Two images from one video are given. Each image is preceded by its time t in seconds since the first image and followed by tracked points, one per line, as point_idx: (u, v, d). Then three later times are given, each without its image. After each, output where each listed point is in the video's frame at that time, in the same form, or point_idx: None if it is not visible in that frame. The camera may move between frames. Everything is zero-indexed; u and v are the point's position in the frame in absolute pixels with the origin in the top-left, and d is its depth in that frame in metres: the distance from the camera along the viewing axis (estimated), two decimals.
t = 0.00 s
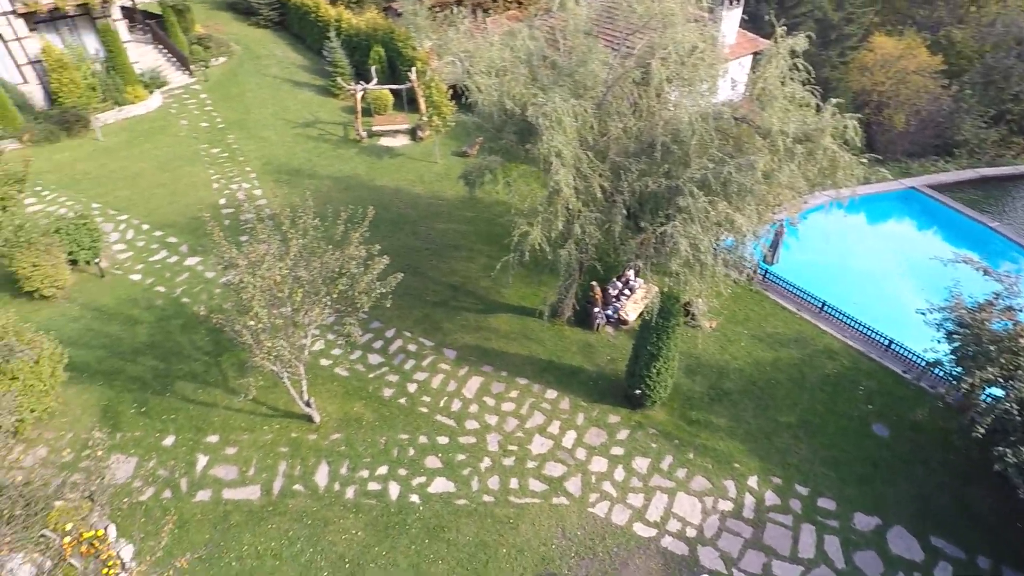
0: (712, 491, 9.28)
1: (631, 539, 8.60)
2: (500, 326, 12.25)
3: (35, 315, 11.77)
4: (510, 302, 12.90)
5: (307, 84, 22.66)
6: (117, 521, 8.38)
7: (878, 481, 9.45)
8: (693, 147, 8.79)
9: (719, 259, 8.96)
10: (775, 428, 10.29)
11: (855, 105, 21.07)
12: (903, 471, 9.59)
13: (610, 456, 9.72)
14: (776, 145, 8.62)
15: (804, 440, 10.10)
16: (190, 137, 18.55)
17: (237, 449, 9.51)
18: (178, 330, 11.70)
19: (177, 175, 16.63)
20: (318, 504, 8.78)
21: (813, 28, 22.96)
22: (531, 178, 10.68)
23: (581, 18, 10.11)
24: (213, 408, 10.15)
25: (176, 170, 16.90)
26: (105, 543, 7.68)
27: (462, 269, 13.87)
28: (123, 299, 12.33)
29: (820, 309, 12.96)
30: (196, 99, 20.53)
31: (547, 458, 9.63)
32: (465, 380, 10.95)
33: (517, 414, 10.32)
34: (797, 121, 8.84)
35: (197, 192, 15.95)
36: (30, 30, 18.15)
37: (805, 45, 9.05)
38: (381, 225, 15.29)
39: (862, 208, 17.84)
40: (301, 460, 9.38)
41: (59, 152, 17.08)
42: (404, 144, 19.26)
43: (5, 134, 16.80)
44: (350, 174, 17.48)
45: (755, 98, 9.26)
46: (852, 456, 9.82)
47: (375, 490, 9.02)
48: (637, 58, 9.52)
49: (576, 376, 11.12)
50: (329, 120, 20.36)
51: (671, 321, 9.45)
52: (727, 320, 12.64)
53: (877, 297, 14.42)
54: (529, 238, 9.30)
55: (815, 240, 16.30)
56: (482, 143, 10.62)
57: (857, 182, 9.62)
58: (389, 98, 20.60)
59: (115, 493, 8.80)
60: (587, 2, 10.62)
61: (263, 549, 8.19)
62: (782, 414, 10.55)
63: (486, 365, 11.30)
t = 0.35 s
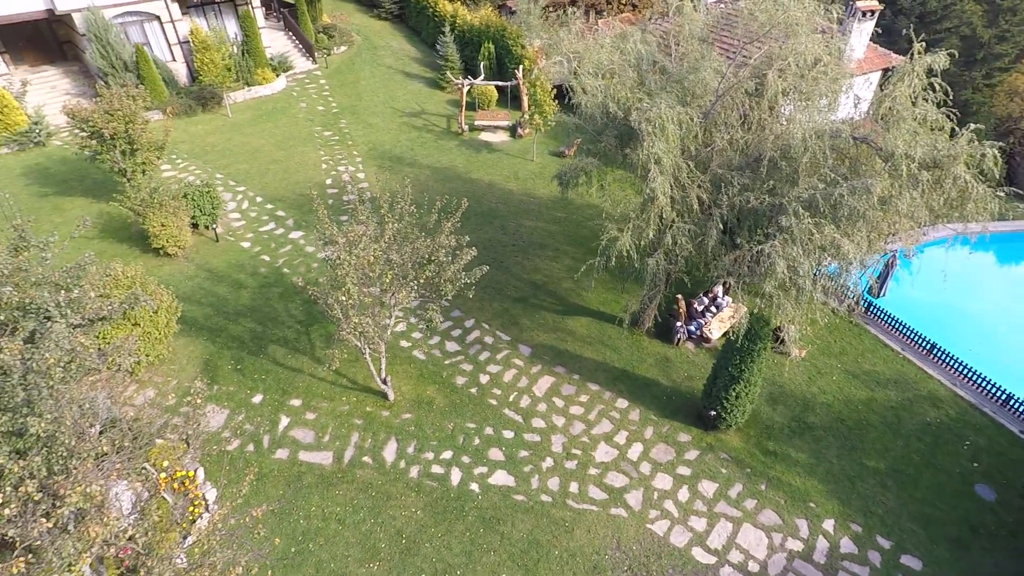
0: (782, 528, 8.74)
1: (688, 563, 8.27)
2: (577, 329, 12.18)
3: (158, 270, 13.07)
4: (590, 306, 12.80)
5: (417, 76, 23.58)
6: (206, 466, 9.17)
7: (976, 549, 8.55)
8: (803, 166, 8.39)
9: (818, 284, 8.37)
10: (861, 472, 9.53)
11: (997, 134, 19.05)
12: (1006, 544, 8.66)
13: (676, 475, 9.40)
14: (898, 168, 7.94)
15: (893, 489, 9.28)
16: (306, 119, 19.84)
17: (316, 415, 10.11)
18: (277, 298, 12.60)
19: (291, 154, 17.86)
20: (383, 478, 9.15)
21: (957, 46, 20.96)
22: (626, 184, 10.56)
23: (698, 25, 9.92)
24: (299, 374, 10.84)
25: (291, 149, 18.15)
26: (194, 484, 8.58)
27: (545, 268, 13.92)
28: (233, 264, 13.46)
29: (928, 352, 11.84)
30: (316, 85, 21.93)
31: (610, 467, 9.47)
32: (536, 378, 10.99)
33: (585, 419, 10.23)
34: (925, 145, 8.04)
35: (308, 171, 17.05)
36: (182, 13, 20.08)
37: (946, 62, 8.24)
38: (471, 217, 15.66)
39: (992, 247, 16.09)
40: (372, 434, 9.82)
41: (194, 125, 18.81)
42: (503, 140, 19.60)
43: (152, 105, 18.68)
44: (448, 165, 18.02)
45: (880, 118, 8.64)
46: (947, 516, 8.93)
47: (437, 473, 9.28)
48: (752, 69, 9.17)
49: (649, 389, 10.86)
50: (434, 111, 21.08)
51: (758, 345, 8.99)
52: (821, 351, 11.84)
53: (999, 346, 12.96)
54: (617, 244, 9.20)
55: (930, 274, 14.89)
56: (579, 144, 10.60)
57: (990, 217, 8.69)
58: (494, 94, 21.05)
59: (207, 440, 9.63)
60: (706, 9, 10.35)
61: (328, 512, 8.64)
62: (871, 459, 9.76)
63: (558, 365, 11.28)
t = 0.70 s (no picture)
0: (789, 531, 8.66)
1: (694, 564, 8.21)
2: (584, 327, 12.14)
3: (169, 265, 13.17)
4: (598, 305, 12.75)
5: (428, 74, 23.60)
6: (213, 460, 9.23)
7: (986, 555, 8.42)
8: (815, 165, 8.29)
9: (828, 285, 8.31)
10: (870, 476, 9.41)
11: (1015, 135, 18.76)
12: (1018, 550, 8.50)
13: (682, 475, 9.34)
14: (911, 168, 7.82)
15: (903, 493, 9.16)
16: (317, 116, 19.92)
17: (323, 411, 10.14)
18: (285, 294, 12.66)
19: (302, 151, 17.92)
20: (388, 475, 9.16)
21: (974, 47, 20.70)
22: (636, 182, 10.51)
23: (710, 23, 9.84)
24: (306, 370, 10.88)
25: (301, 146, 18.22)
26: (200, 477, 8.56)
27: (553, 267, 13.88)
28: (242, 260, 13.55)
29: (939, 355, 11.68)
30: (327, 82, 22.01)
31: (616, 467, 9.42)
32: (543, 377, 10.96)
33: (591, 419, 10.18)
34: (940, 145, 7.90)
35: (317, 168, 17.12)
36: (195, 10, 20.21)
37: (963, 61, 8.11)
38: (480, 215, 15.65)
39: (1006, 250, 15.87)
40: (378, 430, 9.83)
41: (206, 121, 18.94)
42: (512, 138, 19.58)
43: (165, 101, 18.81)
44: (457, 163, 18.02)
45: (894, 117, 8.50)
46: (957, 522, 8.80)
47: (443, 470, 9.27)
48: (764, 68, 9.10)
49: (657, 389, 10.80)
50: (444, 110, 21.08)
51: (767, 345, 8.90)
52: (831, 353, 11.72)
53: (1011, 351, 12.75)
54: (626, 242, 9.16)
55: (943, 277, 14.70)
56: (589, 143, 10.57)
57: (1006, 219, 8.55)
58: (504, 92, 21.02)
59: (213, 434, 9.68)
60: (719, 8, 10.28)
61: (333, 508, 8.65)
62: (881, 462, 9.63)
63: (565, 365, 11.24)
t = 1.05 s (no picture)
0: (794, 545, 8.47)
1: None
2: (585, 334, 11.95)
3: (164, 269, 13.00)
4: (599, 311, 12.56)
5: (428, 75, 23.41)
6: (206, 471, 9.07)
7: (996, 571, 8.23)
8: (821, 172, 8.10)
9: (835, 294, 8.10)
10: (877, 488, 9.22)
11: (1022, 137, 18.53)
12: None
13: (685, 487, 9.15)
14: (921, 176, 7.62)
15: (911, 506, 8.96)
16: (315, 118, 19.75)
17: (319, 420, 9.96)
18: (282, 300, 12.49)
19: (299, 153, 17.74)
20: (385, 487, 8.97)
21: (980, 48, 20.47)
22: (637, 188, 10.32)
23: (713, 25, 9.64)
24: (302, 378, 10.70)
25: (300, 148, 18.04)
26: (192, 489, 8.59)
27: (554, 272, 13.70)
28: (239, 265, 13.39)
29: (946, 363, 11.48)
30: (325, 83, 21.83)
31: (617, 479, 9.23)
32: (543, 385, 10.77)
33: (592, 428, 10.00)
34: (950, 150, 7.70)
35: (315, 170, 16.94)
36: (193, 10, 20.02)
37: (972, 66, 7.89)
38: (479, 219, 15.46)
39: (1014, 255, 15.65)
40: (375, 441, 9.65)
41: (203, 123, 18.77)
42: (512, 140, 19.38)
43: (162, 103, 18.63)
44: (457, 166, 17.83)
45: (903, 123, 8.20)
46: (966, 536, 8.61)
47: (441, 482, 9.08)
48: (769, 71, 8.91)
49: (659, 398, 10.61)
50: (443, 111, 20.89)
51: (772, 355, 8.70)
52: (836, 361, 11.52)
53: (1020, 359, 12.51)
54: (628, 249, 8.97)
55: (949, 283, 14.49)
56: (591, 147, 10.38)
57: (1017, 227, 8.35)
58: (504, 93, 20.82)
59: (207, 444, 9.51)
60: (722, 10, 10.09)
61: (329, 522, 8.47)
62: (888, 474, 9.43)
63: (566, 373, 11.05)
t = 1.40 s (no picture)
0: None
1: None
2: (587, 348, 11.57)
3: (154, 280, 12.65)
4: (602, 324, 12.19)
5: (427, 78, 23.05)
6: (193, 494, 8.72)
7: None
8: (836, 185, 7.73)
9: (851, 314, 7.67)
10: (891, 513, 8.85)
11: None
12: None
13: (692, 512, 8.78)
14: (942, 191, 7.25)
15: (927, 534, 8.59)
16: (312, 122, 19.39)
17: (311, 440, 9.60)
18: (275, 312, 12.13)
19: (295, 159, 17.38)
20: (379, 513, 8.61)
21: (989, 51, 20.11)
22: (642, 199, 9.94)
23: (721, 31, 9.28)
24: (294, 395, 10.34)
25: (296, 153, 17.67)
26: (178, 515, 8.24)
27: (554, 283, 13.33)
28: (231, 275, 13.04)
29: (960, 379, 11.11)
30: (323, 87, 21.48)
31: (621, 503, 8.87)
32: (544, 403, 10.40)
33: (594, 449, 9.63)
34: (973, 163, 7.32)
35: (310, 176, 16.58)
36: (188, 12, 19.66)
37: (995, 74, 7.45)
38: (479, 227, 15.09)
39: None
40: (369, 462, 9.29)
41: (197, 128, 18.42)
42: (513, 145, 19.02)
43: (155, 107, 18.28)
44: (456, 171, 17.47)
45: (922, 135, 7.84)
46: (986, 566, 8.24)
47: (438, 507, 8.72)
48: (779, 80, 8.54)
49: (664, 416, 10.24)
50: (443, 115, 20.52)
51: (783, 376, 8.33)
52: (846, 377, 11.14)
53: None
54: (632, 265, 8.60)
55: (967, 297, 14.05)
56: (593, 156, 10.00)
57: None
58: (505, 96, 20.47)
59: (194, 467, 9.14)
60: (730, 14, 9.74)
61: (320, 550, 8.12)
62: (902, 498, 9.06)
63: (567, 390, 10.68)
